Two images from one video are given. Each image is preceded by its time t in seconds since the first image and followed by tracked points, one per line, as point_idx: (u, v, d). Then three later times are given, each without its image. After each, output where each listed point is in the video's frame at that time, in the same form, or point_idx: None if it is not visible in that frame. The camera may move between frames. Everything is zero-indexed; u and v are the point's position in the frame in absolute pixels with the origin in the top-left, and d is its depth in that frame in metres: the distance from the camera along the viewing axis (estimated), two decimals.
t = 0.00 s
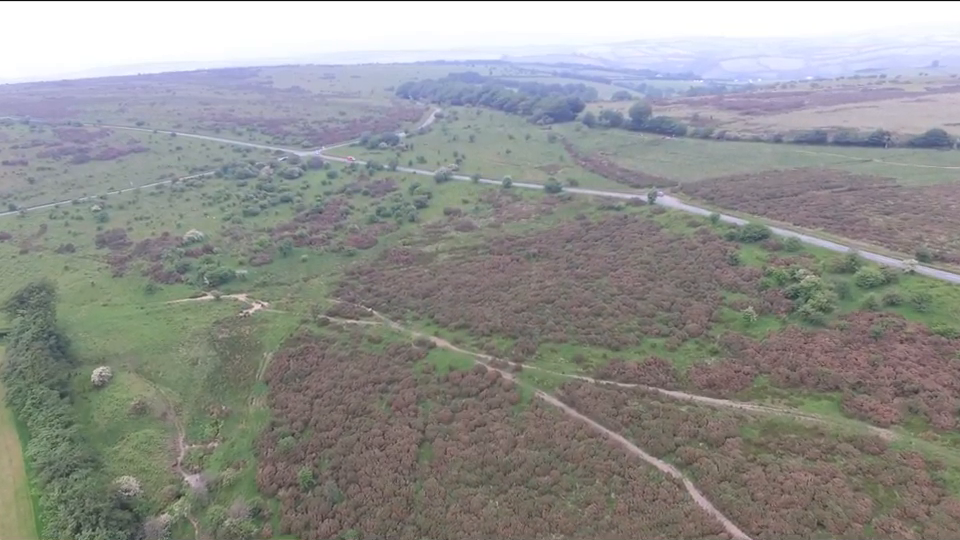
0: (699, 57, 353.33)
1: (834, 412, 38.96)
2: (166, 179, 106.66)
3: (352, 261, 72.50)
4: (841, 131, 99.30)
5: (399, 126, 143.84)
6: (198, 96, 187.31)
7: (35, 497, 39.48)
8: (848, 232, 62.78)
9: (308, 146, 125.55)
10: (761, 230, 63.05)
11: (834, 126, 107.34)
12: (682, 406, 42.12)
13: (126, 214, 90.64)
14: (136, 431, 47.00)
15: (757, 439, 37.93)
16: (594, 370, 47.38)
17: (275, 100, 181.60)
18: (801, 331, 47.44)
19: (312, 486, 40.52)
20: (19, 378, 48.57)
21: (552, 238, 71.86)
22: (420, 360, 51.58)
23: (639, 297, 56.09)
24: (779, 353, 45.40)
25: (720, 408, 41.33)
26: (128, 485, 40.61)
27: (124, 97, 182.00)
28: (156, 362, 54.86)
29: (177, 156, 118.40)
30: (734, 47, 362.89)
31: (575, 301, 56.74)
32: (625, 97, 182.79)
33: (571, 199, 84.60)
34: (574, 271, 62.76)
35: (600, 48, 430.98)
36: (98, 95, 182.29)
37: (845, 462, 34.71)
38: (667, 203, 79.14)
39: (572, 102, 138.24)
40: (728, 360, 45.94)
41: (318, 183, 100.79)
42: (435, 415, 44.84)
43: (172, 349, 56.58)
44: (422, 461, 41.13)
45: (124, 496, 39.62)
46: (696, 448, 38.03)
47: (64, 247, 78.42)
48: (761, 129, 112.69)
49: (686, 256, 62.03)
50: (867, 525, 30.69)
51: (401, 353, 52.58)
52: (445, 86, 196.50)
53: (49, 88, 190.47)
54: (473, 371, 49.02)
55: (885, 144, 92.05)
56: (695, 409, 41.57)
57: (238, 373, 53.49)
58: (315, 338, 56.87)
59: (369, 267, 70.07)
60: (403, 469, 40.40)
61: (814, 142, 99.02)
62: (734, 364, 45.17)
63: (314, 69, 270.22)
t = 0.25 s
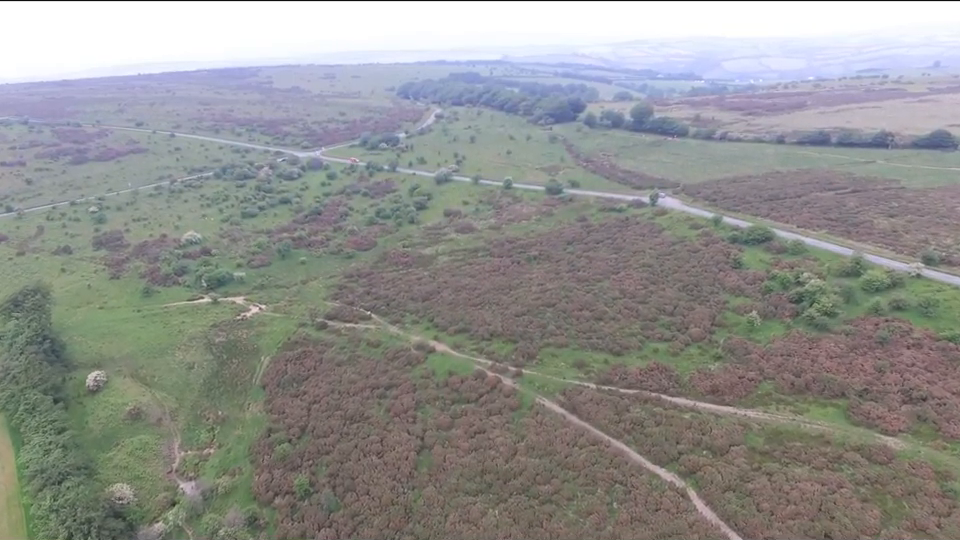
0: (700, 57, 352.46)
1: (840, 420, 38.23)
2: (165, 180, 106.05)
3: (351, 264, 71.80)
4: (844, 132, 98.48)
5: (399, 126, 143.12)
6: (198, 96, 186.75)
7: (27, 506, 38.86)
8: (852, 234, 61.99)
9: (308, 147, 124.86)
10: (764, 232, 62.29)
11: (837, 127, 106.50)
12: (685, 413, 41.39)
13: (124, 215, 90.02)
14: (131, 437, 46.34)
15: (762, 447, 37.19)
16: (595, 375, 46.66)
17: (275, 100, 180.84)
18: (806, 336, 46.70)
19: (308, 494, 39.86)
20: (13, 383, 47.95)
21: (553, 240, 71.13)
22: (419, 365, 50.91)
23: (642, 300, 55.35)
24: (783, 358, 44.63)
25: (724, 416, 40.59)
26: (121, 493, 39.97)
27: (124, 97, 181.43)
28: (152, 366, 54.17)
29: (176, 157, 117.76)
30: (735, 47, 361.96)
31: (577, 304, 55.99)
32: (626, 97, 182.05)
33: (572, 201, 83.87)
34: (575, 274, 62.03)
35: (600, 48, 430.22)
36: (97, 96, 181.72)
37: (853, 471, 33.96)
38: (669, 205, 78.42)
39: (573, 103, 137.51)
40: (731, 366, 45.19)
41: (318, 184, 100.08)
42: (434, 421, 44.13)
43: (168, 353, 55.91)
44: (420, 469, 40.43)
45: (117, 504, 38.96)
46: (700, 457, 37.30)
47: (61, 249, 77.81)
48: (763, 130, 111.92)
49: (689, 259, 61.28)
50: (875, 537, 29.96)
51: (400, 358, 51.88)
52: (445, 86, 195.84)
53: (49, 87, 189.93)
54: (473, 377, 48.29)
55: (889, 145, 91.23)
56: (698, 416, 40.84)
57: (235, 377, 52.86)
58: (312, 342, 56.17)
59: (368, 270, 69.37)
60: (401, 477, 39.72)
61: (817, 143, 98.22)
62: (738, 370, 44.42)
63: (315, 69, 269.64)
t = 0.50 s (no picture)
0: (701, 57, 351.65)
1: (847, 427, 37.49)
2: (163, 180, 105.39)
3: (349, 266, 71.11)
4: (847, 133, 97.68)
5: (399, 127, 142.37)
6: (198, 96, 186.16)
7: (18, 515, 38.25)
8: (857, 237, 61.22)
9: (307, 147, 124.18)
10: (768, 235, 61.55)
11: (840, 128, 105.70)
12: (688, 420, 40.66)
13: (121, 216, 89.38)
14: (125, 444, 45.68)
15: (766, 456, 36.47)
16: (596, 381, 45.92)
17: (275, 101, 180.22)
18: (811, 341, 45.93)
19: (304, 503, 39.20)
20: (5, 389, 47.32)
21: (554, 242, 70.41)
22: (418, 370, 50.21)
23: (643, 304, 54.61)
24: (788, 364, 43.87)
25: (727, 423, 39.86)
26: (114, 502, 39.35)
27: (123, 97, 180.84)
28: (148, 371, 53.51)
29: (175, 157, 117.10)
30: (735, 47, 361.14)
31: (578, 308, 55.26)
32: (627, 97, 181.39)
33: (573, 203, 83.14)
34: (576, 277, 61.29)
35: (601, 48, 429.51)
36: (96, 96, 181.09)
37: (860, 481, 33.23)
38: (671, 207, 77.69)
39: (574, 103, 136.79)
40: (735, 371, 44.45)
41: (317, 185, 99.39)
42: (433, 428, 43.41)
43: (164, 357, 55.23)
44: (418, 477, 39.73)
45: (110, 513, 38.35)
46: (703, 466, 36.59)
47: (57, 251, 77.18)
48: (765, 131, 111.17)
49: (691, 262, 60.54)
50: None
51: (398, 362, 51.18)
52: (445, 87, 195.17)
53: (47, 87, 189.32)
54: (472, 382, 47.57)
55: (893, 146, 90.41)
56: (702, 423, 40.13)
57: (231, 382, 52.20)
58: (310, 346, 55.48)
59: (367, 272, 68.67)
60: (399, 485, 39.03)
61: (820, 144, 97.42)
62: (741, 376, 43.68)
63: (315, 69, 269.01)
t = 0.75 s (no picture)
0: (701, 57, 351.02)
1: (853, 436, 36.77)
2: (161, 182, 104.75)
3: (348, 268, 70.41)
4: (850, 134, 96.91)
5: (399, 128, 141.68)
6: (197, 97, 185.60)
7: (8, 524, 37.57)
8: (861, 240, 60.45)
9: (306, 148, 123.49)
10: (771, 237, 60.82)
11: (843, 129, 104.95)
12: (691, 427, 39.93)
13: (119, 218, 88.77)
14: (119, 450, 45.00)
15: (771, 465, 35.76)
16: (598, 387, 45.18)
17: (274, 101, 179.56)
18: (815, 347, 45.19)
19: (301, 512, 38.54)
20: None
21: (554, 244, 69.70)
22: (417, 375, 49.51)
23: (645, 308, 53.88)
24: (792, 370, 43.11)
25: (731, 430, 39.13)
26: (107, 510, 38.69)
27: (122, 97, 180.28)
28: (143, 375, 52.80)
29: (173, 158, 116.47)
30: (736, 47, 360.50)
31: (579, 312, 54.54)
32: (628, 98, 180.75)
33: (574, 204, 82.44)
34: (577, 280, 60.58)
35: (601, 48, 428.83)
36: (95, 96, 180.53)
37: (868, 492, 32.52)
38: (672, 208, 76.99)
39: (574, 104, 136.11)
40: (738, 377, 43.70)
41: (316, 186, 98.73)
42: (431, 434, 42.73)
43: (159, 361, 54.56)
44: (417, 485, 39.03)
45: (102, 522, 37.72)
46: (707, 475, 35.85)
47: (53, 253, 76.54)
48: (767, 132, 110.43)
49: (694, 265, 59.81)
50: None
51: (396, 367, 50.47)
52: (446, 87, 194.60)
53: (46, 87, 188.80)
54: (472, 388, 46.88)
55: (896, 147, 89.62)
56: (705, 430, 39.41)
57: (227, 387, 51.51)
58: (307, 350, 54.78)
59: (365, 275, 67.97)
60: (396, 494, 38.34)
61: (822, 144, 96.65)
62: (745, 382, 42.94)
63: (315, 70, 268.48)
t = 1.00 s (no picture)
0: (702, 58, 350.20)
1: (860, 444, 36.04)
2: (159, 183, 104.11)
3: (346, 271, 69.73)
4: (853, 135, 96.08)
5: (399, 128, 141.01)
6: (196, 97, 185.02)
7: None
8: (865, 242, 59.69)
9: (305, 149, 122.86)
10: (774, 240, 60.09)
11: (846, 129, 104.18)
12: (694, 435, 39.20)
13: (116, 219, 88.14)
14: (113, 457, 44.33)
15: (776, 474, 35.02)
16: (599, 393, 44.46)
17: (273, 101, 178.92)
18: (820, 352, 44.43)
19: (296, 520, 37.85)
20: None
21: (555, 247, 68.98)
22: (415, 380, 48.81)
23: (647, 312, 53.16)
24: (797, 376, 42.36)
25: (735, 438, 38.39)
26: (99, 519, 38.02)
27: (122, 97, 179.69)
28: (138, 380, 52.10)
29: (171, 159, 115.84)
30: (737, 48, 359.75)
31: (580, 316, 53.82)
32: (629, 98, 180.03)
33: (575, 206, 81.77)
34: (578, 283, 59.87)
35: (602, 48, 428.03)
36: (94, 96, 179.94)
37: (876, 502, 31.78)
38: (674, 210, 76.28)
39: (575, 104, 135.40)
40: (742, 383, 42.96)
41: (314, 187, 98.07)
42: (430, 441, 42.02)
43: (155, 365, 53.86)
44: (415, 493, 38.34)
45: (94, 531, 37.04)
46: (711, 484, 35.13)
47: (50, 255, 75.89)
48: (770, 132, 109.65)
49: (696, 268, 59.09)
50: None
51: (395, 372, 49.78)
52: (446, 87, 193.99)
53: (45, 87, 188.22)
54: (471, 393, 46.18)
55: (900, 148, 88.80)
56: (708, 438, 38.69)
57: (224, 392, 50.85)
58: (305, 354, 54.11)
59: (364, 277, 67.27)
60: (394, 502, 37.63)
61: (825, 145, 95.85)
62: (749, 388, 42.19)
63: (315, 70, 267.79)
